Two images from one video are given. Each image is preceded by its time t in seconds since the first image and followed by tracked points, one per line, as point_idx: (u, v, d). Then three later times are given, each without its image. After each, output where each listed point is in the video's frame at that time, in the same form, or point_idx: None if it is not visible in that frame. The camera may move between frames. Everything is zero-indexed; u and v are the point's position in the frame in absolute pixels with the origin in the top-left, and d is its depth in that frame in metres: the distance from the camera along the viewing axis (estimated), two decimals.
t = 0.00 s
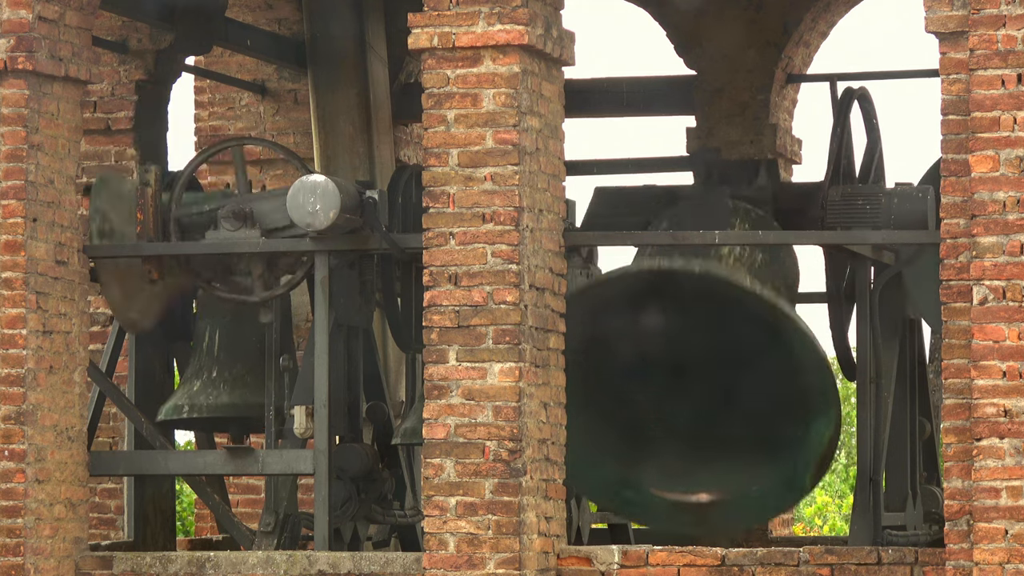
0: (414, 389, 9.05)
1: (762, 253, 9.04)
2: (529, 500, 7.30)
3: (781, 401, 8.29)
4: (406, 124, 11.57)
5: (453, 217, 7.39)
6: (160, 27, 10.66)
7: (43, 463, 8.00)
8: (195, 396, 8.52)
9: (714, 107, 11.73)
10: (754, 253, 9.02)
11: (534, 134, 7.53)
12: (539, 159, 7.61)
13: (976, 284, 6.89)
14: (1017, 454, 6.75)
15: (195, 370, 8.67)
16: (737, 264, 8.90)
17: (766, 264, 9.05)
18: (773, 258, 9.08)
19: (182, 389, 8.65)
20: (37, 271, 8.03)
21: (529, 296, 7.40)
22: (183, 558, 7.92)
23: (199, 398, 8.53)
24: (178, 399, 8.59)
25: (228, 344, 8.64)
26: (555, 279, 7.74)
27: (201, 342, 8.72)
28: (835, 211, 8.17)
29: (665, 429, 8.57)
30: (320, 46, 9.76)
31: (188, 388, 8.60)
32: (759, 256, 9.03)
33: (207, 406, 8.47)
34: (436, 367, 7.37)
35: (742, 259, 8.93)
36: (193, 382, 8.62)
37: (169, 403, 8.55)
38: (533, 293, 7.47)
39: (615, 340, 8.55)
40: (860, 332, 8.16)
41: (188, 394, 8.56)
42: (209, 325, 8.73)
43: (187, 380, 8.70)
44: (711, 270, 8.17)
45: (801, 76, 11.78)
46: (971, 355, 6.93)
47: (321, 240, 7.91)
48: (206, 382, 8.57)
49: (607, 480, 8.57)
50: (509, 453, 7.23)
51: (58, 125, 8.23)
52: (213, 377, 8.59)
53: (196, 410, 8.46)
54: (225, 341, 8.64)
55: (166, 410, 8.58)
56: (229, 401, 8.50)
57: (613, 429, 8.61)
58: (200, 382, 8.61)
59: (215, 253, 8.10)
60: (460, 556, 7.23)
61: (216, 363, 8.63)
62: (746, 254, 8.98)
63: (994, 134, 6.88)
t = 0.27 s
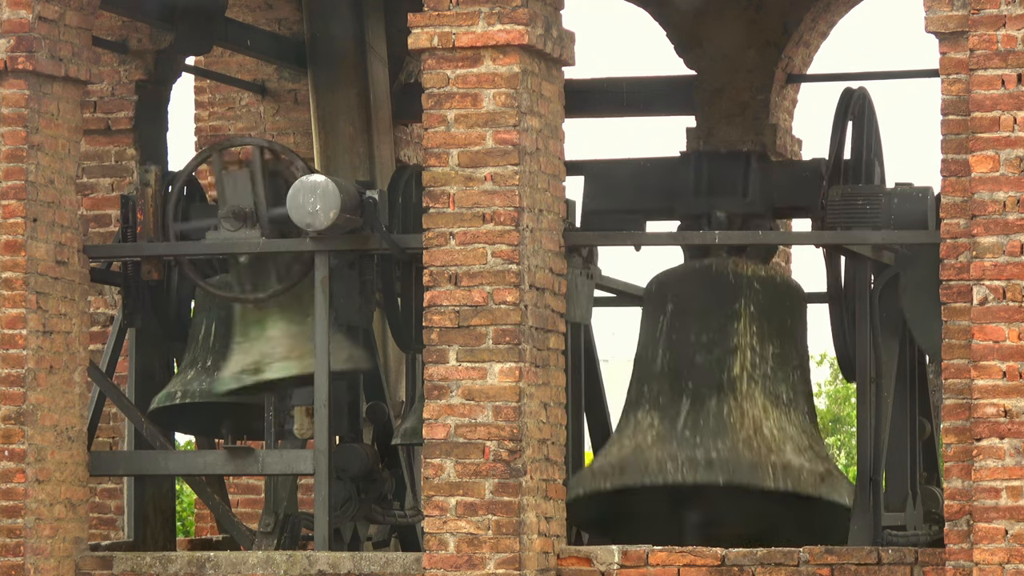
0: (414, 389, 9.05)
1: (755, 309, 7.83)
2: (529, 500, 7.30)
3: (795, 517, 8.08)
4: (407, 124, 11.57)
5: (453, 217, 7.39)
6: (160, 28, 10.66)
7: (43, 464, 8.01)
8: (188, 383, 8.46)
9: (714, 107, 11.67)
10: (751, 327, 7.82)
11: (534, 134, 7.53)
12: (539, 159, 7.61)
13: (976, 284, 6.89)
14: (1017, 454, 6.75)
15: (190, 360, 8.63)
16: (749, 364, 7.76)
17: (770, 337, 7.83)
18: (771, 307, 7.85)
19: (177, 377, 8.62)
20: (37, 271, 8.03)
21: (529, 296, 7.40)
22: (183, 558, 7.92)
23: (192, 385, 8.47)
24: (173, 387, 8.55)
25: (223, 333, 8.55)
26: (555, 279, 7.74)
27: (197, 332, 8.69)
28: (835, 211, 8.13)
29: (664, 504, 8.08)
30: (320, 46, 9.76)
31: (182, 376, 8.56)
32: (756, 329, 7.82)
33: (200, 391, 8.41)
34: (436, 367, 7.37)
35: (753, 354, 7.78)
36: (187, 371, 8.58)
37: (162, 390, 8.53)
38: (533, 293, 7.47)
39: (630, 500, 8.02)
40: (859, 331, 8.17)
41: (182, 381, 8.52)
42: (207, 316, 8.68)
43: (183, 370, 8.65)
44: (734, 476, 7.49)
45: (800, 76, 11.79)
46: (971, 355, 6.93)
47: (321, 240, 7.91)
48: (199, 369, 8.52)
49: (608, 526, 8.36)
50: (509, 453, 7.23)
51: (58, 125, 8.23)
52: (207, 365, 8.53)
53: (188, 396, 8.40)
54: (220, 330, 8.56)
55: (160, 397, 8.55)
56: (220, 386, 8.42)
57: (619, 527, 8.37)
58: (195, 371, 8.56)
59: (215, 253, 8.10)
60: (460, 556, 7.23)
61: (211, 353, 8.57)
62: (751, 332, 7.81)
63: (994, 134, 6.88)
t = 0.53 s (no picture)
0: (415, 388, 9.05)
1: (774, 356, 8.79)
2: (529, 500, 7.30)
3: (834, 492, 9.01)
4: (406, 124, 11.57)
5: (453, 217, 7.39)
6: (160, 27, 10.66)
7: (43, 464, 8.00)
8: (190, 387, 8.53)
9: (714, 107, 11.65)
10: (773, 377, 8.77)
11: (534, 134, 7.53)
12: (539, 159, 7.61)
13: (976, 284, 6.89)
14: (1017, 454, 6.75)
15: (192, 363, 8.70)
16: (779, 414, 8.74)
17: (790, 377, 8.79)
18: (790, 349, 8.83)
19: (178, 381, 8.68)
20: (37, 271, 8.03)
21: (529, 296, 7.40)
22: (183, 558, 7.92)
23: (194, 389, 8.55)
24: (175, 390, 8.62)
25: (225, 337, 8.66)
26: (555, 279, 7.74)
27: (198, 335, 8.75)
28: (834, 211, 8.16)
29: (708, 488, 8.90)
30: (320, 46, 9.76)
31: (183, 379, 8.63)
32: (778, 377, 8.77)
33: (201, 396, 8.48)
34: (436, 367, 7.37)
35: (782, 402, 8.76)
36: (189, 374, 8.64)
37: (165, 395, 8.58)
38: (533, 294, 7.47)
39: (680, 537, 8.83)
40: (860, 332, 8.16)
41: (184, 385, 8.59)
42: (207, 319, 8.76)
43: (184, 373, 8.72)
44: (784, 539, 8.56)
45: (800, 76, 11.79)
46: (971, 355, 6.93)
47: (321, 240, 7.90)
48: (201, 374, 8.59)
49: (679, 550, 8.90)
50: (509, 453, 7.23)
51: (58, 125, 8.23)
52: (209, 369, 8.62)
53: (190, 400, 8.47)
54: (223, 334, 8.67)
55: (162, 400, 8.61)
56: (225, 392, 8.51)
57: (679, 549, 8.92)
58: (196, 374, 8.63)
59: (216, 252, 8.10)
60: (459, 556, 7.23)
61: (212, 355, 8.66)
62: (775, 382, 8.76)
63: (994, 133, 6.88)
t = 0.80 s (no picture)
0: (415, 388, 9.05)
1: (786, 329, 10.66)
2: (529, 500, 7.30)
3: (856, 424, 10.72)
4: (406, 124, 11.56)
5: (453, 217, 7.39)
6: (160, 27, 10.66)
7: (43, 463, 8.00)
8: (202, 405, 8.53)
9: (714, 107, 11.75)
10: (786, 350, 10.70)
11: (534, 134, 7.53)
12: (539, 159, 7.61)
13: (977, 284, 6.89)
14: (1017, 454, 6.75)
15: (199, 376, 8.68)
16: (795, 369, 10.64)
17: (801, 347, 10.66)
18: (797, 334, 10.64)
19: (186, 395, 8.65)
20: (37, 271, 8.03)
21: (529, 296, 7.40)
22: (183, 558, 7.92)
23: (205, 407, 8.55)
24: (184, 406, 8.59)
25: (232, 351, 8.66)
26: (555, 279, 7.74)
27: (204, 347, 8.73)
28: (835, 211, 8.17)
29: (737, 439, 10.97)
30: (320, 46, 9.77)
31: (193, 395, 8.61)
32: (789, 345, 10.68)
33: (213, 415, 8.48)
34: (436, 367, 7.37)
35: (796, 362, 10.66)
36: (199, 389, 8.61)
37: (176, 412, 8.54)
38: (533, 293, 7.47)
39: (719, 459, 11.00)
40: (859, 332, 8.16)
41: (194, 402, 8.57)
42: (212, 330, 8.75)
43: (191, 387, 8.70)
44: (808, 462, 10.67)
45: (800, 76, 11.79)
46: (972, 355, 6.93)
47: (321, 240, 7.90)
48: (211, 390, 8.58)
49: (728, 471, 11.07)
50: (509, 453, 7.23)
51: (58, 125, 8.23)
52: (218, 385, 8.61)
53: (202, 419, 8.46)
54: (229, 346, 8.67)
55: (172, 418, 8.57)
56: (235, 411, 8.53)
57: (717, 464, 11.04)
58: (204, 389, 8.62)
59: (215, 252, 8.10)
60: (459, 556, 7.23)
61: (219, 369, 8.65)
62: (788, 353, 10.69)
63: (994, 134, 6.88)
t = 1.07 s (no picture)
0: (415, 389, 9.05)
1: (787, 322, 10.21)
2: (529, 500, 7.30)
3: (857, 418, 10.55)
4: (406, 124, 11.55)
5: (453, 217, 7.39)
6: (160, 28, 10.66)
7: (43, 463, 8.00)
8: (211, 417, 8.66)
9: (714, 107, 11.76)
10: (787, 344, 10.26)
11: (534, 134, 7.53)
12: (539, 159, 7.61)
13: (977, 284, 6.89)
14: (1017, 454, 6.75)
15: (207, 385, 8.80)
16: (796, 365, 10.23)
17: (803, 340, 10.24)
18: (797, 331, 10.22)
19: (194, 405, 8.79)
20: (37, 271, 8.03)
21: (529, 296, 7.40)
22: (183, 558, 7.92)
23: (214, 418, 8.67)
24: (193, 417, 8.73)
25: (238, 360, 8.75)
26: (555, 279, 7.74)
27: (211, 356, 8.83)
28: (835, 211, 8.13)
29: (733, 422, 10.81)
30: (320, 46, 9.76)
31: (202, 406, 8.74)
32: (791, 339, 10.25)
33: (222, 427, 8.60)
34: (436, 368, 7.37)
35: (797, 356, 10.23)
36: (207, 399, 8.75)
37: (184, 422, 8.70)
38: (533, 293, 7.47)
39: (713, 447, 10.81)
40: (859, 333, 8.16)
41: (203, 413, 8.70)
42: (218, 339, 8.84)
43: (199, 395, 8.82)
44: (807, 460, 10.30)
45: (800, 76, 11.79)
46: (972, 355, 6.93)
47: (321, 240, 7.90)
48: (218, 400, 8.70)
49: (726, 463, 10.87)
50: (509, 453, 7.23)
51: (58, 125, 8.23)
52: (225, 394, 8.72)
53: (211, 431, 8.60)
54: (236, 355, 8.76)
55: (182, 427, 8.72)
56: (243, 422, 8.62)
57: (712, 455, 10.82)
58: (213, 398, 8.75)
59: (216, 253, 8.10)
60: (459, 556, 7.23)
61: (227, 379, 8.75)
62: (788, 349, 10.26)
63: (994, 134, 6.88)
